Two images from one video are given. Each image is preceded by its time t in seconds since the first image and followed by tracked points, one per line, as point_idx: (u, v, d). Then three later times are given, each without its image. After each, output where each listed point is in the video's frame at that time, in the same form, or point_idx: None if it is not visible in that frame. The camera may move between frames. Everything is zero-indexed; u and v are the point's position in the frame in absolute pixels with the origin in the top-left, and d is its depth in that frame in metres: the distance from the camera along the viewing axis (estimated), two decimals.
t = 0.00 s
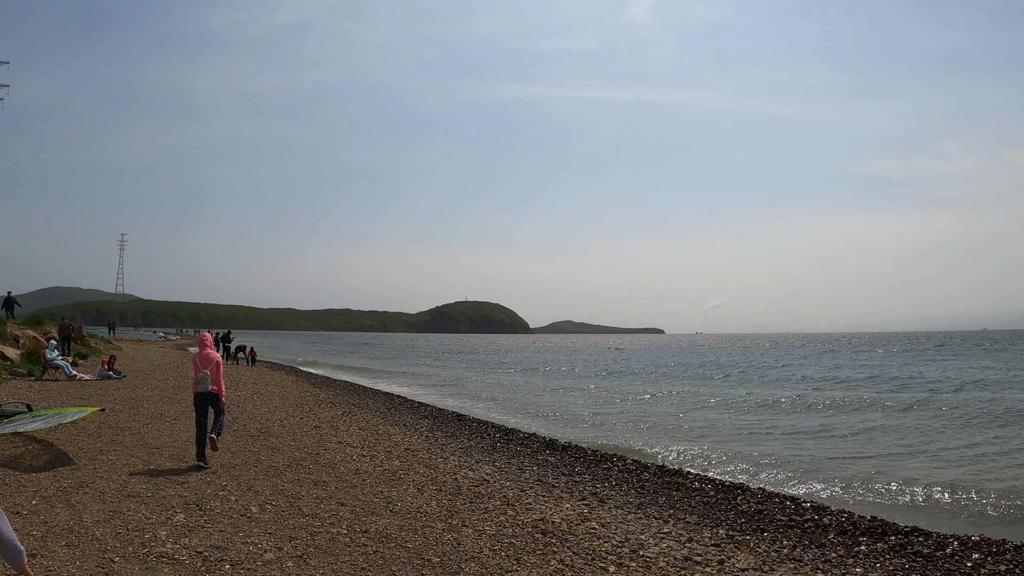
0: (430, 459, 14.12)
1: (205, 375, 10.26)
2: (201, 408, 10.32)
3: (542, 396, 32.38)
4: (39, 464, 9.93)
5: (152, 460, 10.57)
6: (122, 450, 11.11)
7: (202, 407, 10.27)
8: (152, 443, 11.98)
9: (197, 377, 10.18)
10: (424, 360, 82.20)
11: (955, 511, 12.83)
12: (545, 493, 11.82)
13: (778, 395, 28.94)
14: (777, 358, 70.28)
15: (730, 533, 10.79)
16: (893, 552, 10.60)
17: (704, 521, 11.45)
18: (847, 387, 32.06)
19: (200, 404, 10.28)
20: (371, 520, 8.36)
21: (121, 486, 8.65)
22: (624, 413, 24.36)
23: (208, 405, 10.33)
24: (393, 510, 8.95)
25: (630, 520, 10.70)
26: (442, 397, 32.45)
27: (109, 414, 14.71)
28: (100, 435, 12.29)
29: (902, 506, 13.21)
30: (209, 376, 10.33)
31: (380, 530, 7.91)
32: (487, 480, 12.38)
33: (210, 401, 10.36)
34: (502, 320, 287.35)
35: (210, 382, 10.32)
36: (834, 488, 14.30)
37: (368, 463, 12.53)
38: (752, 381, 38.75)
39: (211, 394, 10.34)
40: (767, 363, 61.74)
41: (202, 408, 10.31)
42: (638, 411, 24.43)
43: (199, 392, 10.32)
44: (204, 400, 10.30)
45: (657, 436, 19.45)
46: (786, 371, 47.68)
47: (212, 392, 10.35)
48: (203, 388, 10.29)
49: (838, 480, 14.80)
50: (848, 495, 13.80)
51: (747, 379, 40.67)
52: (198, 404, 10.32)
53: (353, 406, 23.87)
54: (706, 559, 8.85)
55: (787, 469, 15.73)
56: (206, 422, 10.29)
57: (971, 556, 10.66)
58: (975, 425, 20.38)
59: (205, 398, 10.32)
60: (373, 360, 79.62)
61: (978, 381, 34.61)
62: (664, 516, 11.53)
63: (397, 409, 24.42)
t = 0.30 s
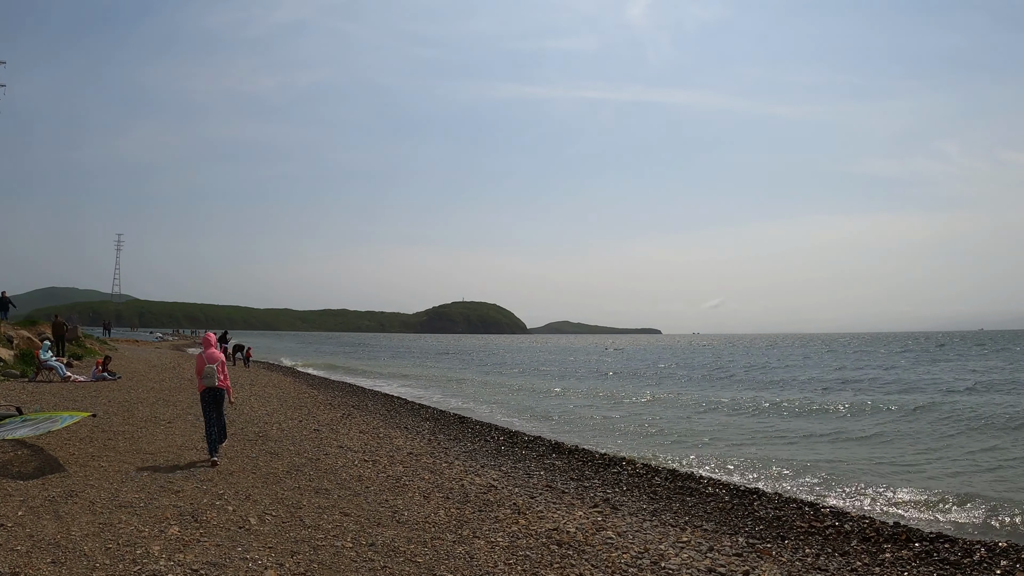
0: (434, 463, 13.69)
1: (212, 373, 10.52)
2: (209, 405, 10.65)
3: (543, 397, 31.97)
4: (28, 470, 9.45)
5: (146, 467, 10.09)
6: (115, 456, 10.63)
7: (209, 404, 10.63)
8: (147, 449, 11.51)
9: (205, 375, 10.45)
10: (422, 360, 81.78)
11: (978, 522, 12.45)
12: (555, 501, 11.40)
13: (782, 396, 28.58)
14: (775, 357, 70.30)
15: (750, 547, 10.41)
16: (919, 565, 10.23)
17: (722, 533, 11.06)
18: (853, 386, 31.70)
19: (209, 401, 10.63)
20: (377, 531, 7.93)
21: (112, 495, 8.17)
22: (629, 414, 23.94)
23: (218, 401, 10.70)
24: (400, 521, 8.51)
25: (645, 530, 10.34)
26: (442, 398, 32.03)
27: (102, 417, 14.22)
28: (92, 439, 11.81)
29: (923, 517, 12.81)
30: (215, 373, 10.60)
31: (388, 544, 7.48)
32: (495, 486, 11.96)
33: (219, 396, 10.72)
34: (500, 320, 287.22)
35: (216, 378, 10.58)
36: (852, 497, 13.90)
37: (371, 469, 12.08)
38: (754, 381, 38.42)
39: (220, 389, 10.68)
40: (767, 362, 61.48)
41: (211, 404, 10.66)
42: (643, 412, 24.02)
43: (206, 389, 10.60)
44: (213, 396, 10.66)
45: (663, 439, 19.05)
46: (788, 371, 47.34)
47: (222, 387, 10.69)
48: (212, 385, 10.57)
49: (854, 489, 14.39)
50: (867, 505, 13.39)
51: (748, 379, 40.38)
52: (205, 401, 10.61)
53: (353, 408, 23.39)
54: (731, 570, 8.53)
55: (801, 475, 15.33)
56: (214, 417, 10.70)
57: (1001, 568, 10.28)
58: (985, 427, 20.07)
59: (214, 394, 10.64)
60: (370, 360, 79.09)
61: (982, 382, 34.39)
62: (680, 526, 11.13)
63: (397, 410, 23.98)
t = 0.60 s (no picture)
0: (447, 467, 13.26)
1: (225, 379, 12.05)
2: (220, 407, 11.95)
3: (549, 397, 31.53)
4: (27, 476, 9.00)
5: (150, 472, 9.64)
6: (117, 460, 10.17)
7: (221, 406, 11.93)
8: (150, 453, 11.05)
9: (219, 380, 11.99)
10: (423, 359, 81.39)
11: (1010, 530, 12.06)
12: (576, 508, 11.03)
13: (792, 396, 28.14)
14: (779, 358, 69.94)
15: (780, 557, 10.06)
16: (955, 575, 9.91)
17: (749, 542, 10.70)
18: (863, 387, 31.31)
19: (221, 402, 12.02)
20: (399, 542, 7.57)
21: (116, 504, 7.74)
22: (640, 414, 23.50)
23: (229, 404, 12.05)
24: (420, 530, 8.13)
25: (672, 539, 10.02)
26: (447, 398, 31.60)
27: (104, 420, 13.77)
28: (94, 444, 11.36)
29: (952, 524, 12.41)
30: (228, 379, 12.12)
31: (413, 556, 7.11)
32: (512, 492, 11.57)
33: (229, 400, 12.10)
34: (500, 320, 286.94)
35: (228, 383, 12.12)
36: (877, 503, 13.51)
37: (383, 473, 11.65)
38: (762, 382, 38.02)
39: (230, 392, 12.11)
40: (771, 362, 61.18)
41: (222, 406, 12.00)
42: (654, 413, 23.59)
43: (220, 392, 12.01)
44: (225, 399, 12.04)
45: (678, 441, 18.61)
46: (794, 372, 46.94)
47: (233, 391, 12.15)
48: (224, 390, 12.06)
49: (878, 495, 14.00)
50: (894, 512, 12.98)
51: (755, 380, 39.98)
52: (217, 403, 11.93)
53: (358, 408, 22.95)
54: None
55: (823, 480, 14.94)
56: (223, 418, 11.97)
57: None
58: (1005, 430, 19.66)
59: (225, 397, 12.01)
60: (371, 360, 78.64)
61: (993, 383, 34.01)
62: (706, 534, 10.77)
63: (403, 411, 23.56)
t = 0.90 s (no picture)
0: (456, 473, 12.90)
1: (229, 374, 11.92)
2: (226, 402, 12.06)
3: (553, 398, 31.21)
4: (23, 485, 8.64)
5: (152, 480, 9.28)
6: (117, 468, 9.81)
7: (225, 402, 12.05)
8: (151, 460, 10.70)
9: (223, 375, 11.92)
10: (425, 360, 81.08)
11: None
12: (591, 518, 10.66)
13: (799, 398, 27.80)
14: (780, 357, 69.75)
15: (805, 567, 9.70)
16: None
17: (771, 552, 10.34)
18: (871, 389, 30.94)
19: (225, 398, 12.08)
20: (412, 555, 7.22)
21: (115, 516, 7.38)
22: (648, 416, 23.13)
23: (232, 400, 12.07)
24: (433, 542, 7.79)
25: (692, 550, 9.66)
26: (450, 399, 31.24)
27: (104, 424, 13.42)
28: (93, 450, 11.01)
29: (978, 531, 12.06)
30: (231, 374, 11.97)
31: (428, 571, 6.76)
32: (524, 500, 11.22)
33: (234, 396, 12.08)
34: (500, 320, 286.72)
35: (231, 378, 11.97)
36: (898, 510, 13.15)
37: (391, 480, 11.30)
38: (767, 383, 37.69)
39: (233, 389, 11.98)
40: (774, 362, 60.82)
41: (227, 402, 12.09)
42: (662, 415, 23.23)
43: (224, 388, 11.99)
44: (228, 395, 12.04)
45: (688, 444, 18.26)
46: (799, 372, 46.63)
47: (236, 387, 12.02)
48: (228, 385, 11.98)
49: (899, 502, 13.65)
50: (917, 519, 12.63)
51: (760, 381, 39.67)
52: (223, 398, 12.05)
53: (361, 411, 22.61)
54: None
55: (840, 487, 14.59)
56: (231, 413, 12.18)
57: None
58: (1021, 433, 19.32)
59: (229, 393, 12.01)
60: (372, 360, 78.29)
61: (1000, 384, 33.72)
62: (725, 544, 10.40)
63: (407, 413, 23.23)
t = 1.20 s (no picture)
0: (467, 474, 12.54)
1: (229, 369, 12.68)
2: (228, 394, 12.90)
3: (558, 397, 30.81)
4: (21, 487, 8.26)
5: (154, 483, 8.93)
6: (118, 470, 9.44)
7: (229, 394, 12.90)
8: (152, 461, 10.33)
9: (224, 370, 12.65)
10: (425, 359, 80.74)
11: None
12: (607, 523, 10.32)
13: (809, 400, 27.41)
14: (784, 358, 69.35)
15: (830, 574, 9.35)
16: None
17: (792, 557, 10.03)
18: (880, 390, 30.60)
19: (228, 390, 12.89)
20: (429, 561, 6.89)
21: (115, 521, 7.01)
22: (657, 416, 22.76)
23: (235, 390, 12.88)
24: (450, 547, 7.46)
25: (714, 555, 9.34)
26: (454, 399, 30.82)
27: (105, 424, 13.07)
28: (93, 451, 10.63)
29: (1003, 538, 11.71)
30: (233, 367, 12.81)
31: None
32: (539, 504, 10.87)
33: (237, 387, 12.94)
34: (500, 320, 286.39)
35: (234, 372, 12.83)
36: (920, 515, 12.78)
37: (401, 482, 10.95)
38: (773, 383, 37.31)
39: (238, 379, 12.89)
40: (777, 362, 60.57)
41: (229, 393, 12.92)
42: (671, 416, 22.87)
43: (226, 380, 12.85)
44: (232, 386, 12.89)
45: (700, 446, 17.90)
46: (804, 373, 46.26)
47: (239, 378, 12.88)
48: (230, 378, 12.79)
49: (919, 507, 13.31)
50: (939, 525, 12.27)
51: (766, 381, 39.29)
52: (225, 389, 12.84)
53: (365, 411, 22.24)
54: None
55: (858, 491, 14.25)
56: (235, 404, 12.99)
57: None
58: None
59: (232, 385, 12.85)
60: (373, 359, 77.96)
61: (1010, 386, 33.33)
62: (747, 551, 10.06)
63: (411, 413, 22.86)
